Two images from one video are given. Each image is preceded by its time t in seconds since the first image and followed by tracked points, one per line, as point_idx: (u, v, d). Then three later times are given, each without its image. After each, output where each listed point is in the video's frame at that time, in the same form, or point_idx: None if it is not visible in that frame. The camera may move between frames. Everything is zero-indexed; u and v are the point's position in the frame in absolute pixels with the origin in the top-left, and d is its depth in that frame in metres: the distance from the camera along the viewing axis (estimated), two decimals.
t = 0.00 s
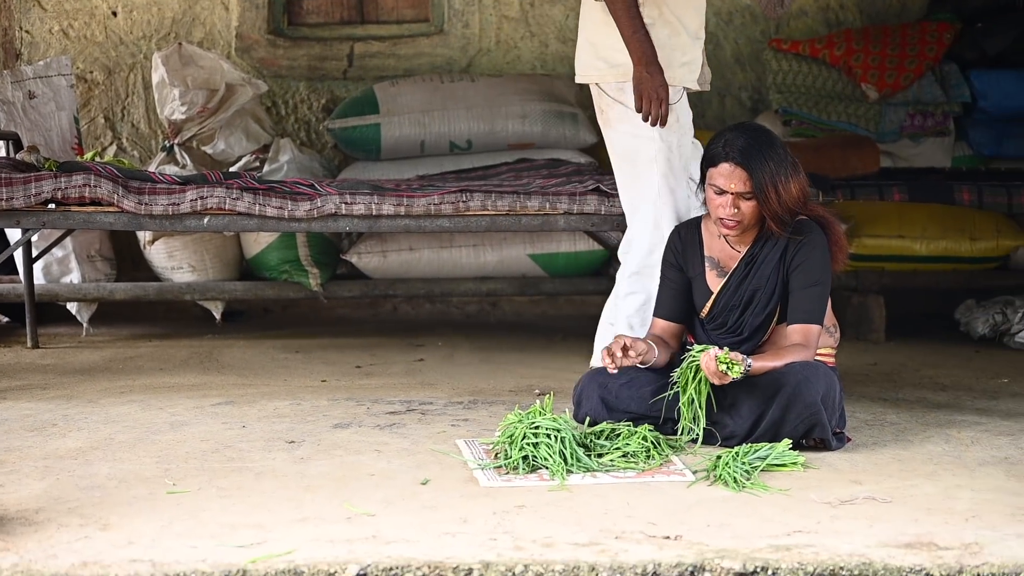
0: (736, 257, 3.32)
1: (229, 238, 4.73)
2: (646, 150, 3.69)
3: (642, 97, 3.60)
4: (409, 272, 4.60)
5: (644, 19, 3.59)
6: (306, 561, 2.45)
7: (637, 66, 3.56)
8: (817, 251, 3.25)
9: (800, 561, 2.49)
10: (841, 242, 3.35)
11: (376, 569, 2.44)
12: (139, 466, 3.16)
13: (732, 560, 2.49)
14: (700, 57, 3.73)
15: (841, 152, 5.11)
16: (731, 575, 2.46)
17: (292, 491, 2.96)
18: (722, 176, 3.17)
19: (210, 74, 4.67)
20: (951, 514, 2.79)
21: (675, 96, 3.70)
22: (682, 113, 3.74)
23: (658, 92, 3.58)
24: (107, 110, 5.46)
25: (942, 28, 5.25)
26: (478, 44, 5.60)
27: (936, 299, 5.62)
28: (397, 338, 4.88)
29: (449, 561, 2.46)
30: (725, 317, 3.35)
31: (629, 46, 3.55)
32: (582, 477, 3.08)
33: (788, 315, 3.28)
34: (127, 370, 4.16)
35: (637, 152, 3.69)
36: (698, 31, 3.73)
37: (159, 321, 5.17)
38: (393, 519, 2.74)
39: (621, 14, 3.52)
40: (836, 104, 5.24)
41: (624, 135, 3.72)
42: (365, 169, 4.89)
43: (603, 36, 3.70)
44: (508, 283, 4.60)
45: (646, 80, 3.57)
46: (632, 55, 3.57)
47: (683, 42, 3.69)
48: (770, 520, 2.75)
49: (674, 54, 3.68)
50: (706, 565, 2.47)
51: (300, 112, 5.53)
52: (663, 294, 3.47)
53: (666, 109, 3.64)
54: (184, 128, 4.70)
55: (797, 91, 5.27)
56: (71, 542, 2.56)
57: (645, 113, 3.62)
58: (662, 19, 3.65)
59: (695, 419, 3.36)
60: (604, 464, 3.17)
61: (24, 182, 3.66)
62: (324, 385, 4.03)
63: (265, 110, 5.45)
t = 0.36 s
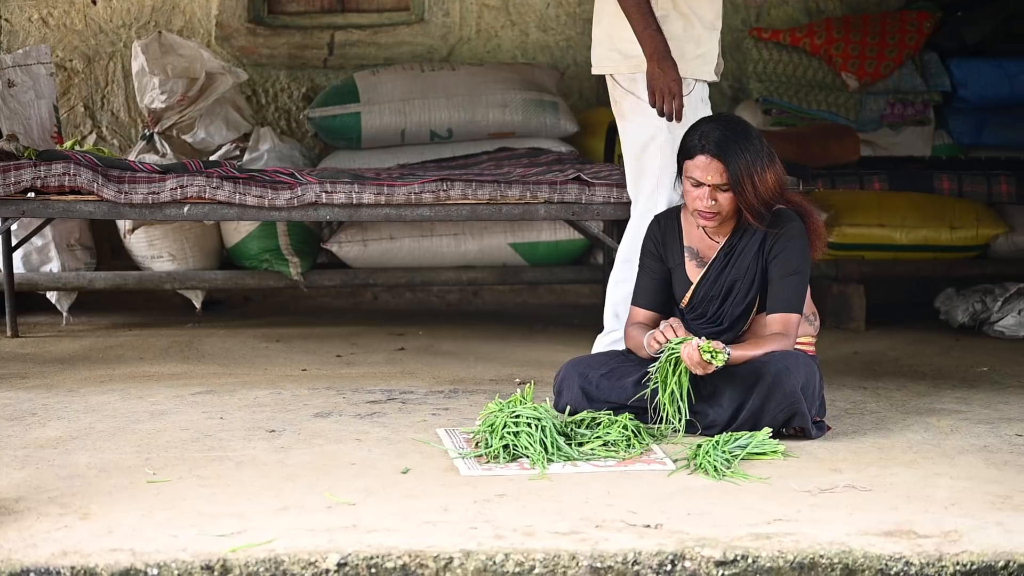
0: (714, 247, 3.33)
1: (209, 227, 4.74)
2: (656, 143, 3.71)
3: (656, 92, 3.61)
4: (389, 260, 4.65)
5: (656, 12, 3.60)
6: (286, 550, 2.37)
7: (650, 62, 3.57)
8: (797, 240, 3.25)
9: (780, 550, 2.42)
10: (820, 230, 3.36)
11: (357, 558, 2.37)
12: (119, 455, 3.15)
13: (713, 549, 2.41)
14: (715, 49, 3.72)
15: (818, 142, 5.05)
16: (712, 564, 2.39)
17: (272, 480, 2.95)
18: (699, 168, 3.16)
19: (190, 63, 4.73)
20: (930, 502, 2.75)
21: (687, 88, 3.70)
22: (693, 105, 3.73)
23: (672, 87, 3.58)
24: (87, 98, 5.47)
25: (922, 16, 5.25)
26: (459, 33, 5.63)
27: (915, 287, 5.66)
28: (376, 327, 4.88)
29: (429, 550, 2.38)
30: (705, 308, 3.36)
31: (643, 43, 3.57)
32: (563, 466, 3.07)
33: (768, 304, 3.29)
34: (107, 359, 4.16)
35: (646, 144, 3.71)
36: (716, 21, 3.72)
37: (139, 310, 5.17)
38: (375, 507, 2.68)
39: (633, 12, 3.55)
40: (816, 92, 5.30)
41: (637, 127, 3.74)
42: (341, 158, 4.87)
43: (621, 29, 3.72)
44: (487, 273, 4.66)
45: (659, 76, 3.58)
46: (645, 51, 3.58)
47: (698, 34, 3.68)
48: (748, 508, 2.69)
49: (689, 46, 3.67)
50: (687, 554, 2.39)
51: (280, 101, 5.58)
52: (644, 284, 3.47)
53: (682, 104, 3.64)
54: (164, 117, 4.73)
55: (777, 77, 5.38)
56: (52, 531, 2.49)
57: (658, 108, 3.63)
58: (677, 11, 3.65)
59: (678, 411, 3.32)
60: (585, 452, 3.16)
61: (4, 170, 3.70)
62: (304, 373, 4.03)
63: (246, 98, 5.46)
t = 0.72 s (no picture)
0: (694, 240, 3.33)
1: (189, 219, 4.74)
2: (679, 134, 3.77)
3: (675, 79, 3.64)
4: (369, 253, 4.67)
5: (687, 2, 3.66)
6: (265, 542, 2.36)
7: (674, 46, 3.62)
8: (775, 233, 3.26)
9: (759, 542, 2.42)
10: (799, 223, 3.38)
11: (336, 550, 2.36)
12: (98, 447, 3.15)
13: (692, 540, 2.41)
14: (755, 42, 3.71)
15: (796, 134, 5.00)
16: (691, 557, 2.39)
17: (251, 473, 2.93)
18: (679, 162, 3.15)
19: (169, 54, 4.73)
20: (909, 494, 2.75)
21: (721, 79, 3.72)
22: (731, 99, 3.74)
23: (691, 74, 3.61)
24: (66, 90, 5.45)
25: (901, 10, 5.26)
26: (438, 25, 5.65)
27: (895, 279, 5.69)
28: (355, 319, 4.89)
29: (408, 543, 2.37)
30: (684, 301, 3.37)
31: (669, 28, 3.63)
32: (542, 458, 3.07)
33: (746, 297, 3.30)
34: (85, 351, 4.15)
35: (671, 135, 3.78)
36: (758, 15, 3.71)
37: (118, 303, 5.16)
38: (354, 500, 2.67)
39: None
40: (794, 84, 5.31)
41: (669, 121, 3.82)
42: (321, 150, 4.87)
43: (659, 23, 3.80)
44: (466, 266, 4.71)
45: (679, 61, 3.62)
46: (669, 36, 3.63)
47: (736, 28, 3.69)
48: (729, 501, 2.69)
49: (724, 38, 3.69)
50: (666, 546, 2.39)
51: (259, 93, 5.56)
52: (623, 277, 3.47)
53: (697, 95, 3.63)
54: (143, 108, 4.78)
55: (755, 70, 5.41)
56: (30, 523, 2.47)
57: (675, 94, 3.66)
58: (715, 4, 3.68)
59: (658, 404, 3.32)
60: (564, 445, 3.16)
61: None
62: (283, 365, 4.03)
63: (225, 90, 5.46)
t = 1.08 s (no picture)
0: (674, 236, 3.34)
1: (169, 216, 4.74)
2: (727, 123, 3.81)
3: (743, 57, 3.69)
4: (349, 249, 4.68)
5: None
6: (246, 539, 2.35)
7: (732, 28, 3.67)
8: (755, 229, 3.27)
9: (739, 538, 2.42)
10: (779, 220, 3.39)
11: (317, 548, 2.36)
12: (77, 444, 3.13)
13: (672, 537, 2.41)
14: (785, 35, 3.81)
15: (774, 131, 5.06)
16: (672, 553, 2.39)
17: (229, 469, 2.93)
18: (661, 159, 3.15)
19: (150, 50, 4.73)
20: (889, 489, 2.76)
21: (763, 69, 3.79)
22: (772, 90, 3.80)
23: (758, 49, 3.68)
24: (46, 86, 5.44)
25: (882, 7, 5.27)
26: (419, 22, 5.66)
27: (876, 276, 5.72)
28: (336, 316, 4.88)
29: (390, 539, 2.37)
30: (665, 297, 3.37)
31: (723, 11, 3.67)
32: (523, 455, 3.06)
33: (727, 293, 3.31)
34: (65, 348, 4.14)
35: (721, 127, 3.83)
36: (786, 11, 3.83)
37: (98, 300, 5.15)
38: (335, 497, 2.66)
39: None
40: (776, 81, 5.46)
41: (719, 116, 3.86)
42: (302, 146, 4.87)
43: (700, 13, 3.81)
44: (447, 263, 4.72)
45: (742, 40, 3.68)
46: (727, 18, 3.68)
47: (769, 20, 3.80)
48: (710, 497, 2.69)
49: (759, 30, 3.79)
50: (647, 543, 2.39)
51: (239, 89, 5.58)
52: (603, 274, 3.47)
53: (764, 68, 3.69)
54: (123, 105, 4.77)
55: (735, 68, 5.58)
56: (9, 520, 2.46)
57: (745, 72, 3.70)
58: None
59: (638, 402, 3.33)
60: (544, 442, 3.16)
61: None
62: (264, 363, 4.03)
63: (205, 87, 5.46)
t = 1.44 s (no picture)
0: (667, 236, 3.34)
1: (163, 215, 4.74)
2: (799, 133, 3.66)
3: (758, 96, 3.62)
4: (343, 249, 4.69)
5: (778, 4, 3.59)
6: (240, 539, 2.35)
7: (757, 64, 3.60)
8: (749, 228, 3.27)
9: (733, 538, 2.42)
10: (772, 218, 3.40)
11: (311, 547, 2.35)
12: (71, 444, 3.13)
13: (667, 537, 2.41)
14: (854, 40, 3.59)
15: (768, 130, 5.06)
16: (666, 553, 2.39)
17: (222, 469, 2.93)
18: (654, 160, 3.15)
19: (143, 50, 4.73)
20: (883, 488, 2.76)
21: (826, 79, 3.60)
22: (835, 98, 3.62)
23: (771, 91, 3.58)
24: (39, 86, 5.44)
25: (876, 7, 5.29)
26: (413, 21, 5.66)
27: (870, 276, 5.72)
28: (330, 316, 4.88)
29: (383, 539, 2.37)
30: (659, 296, 3.37)
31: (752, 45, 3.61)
32: (517, 455, 3.06)
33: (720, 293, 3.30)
34: (59, 348, 4.14)
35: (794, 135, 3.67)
36: (854, 13, 3.60)
37: (91, 299, 5.14)
38: (329, 497, 2.66)
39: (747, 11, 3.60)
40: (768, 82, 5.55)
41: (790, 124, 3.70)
42: (295, 146, 4.87)
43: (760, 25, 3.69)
44: (440, 262, 4.71)
45: (760, 78, 3.59)
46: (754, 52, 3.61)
47: (835, 26, 3.58)
48: (704, 496, 2.69)
49: (824, 37, 3.57)
50: (641, 543, 2.39)
51: (233, 89, 5.58)
52: (596, 274, 3.47)
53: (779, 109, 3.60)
54: (116, 104, 4.77)
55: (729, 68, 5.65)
56: (4, 519, 2.45)
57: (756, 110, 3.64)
58: (812, 5, 3.56)
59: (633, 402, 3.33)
60: (539, 441, 3.15)
61: None
62: (257, 362, 4.02)
63: (198, 86, 5.46)
